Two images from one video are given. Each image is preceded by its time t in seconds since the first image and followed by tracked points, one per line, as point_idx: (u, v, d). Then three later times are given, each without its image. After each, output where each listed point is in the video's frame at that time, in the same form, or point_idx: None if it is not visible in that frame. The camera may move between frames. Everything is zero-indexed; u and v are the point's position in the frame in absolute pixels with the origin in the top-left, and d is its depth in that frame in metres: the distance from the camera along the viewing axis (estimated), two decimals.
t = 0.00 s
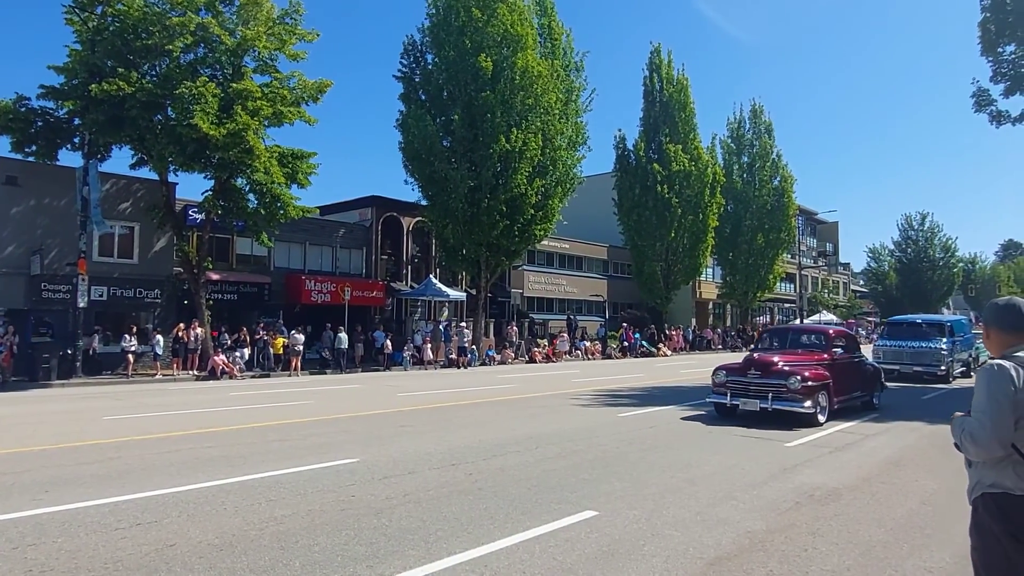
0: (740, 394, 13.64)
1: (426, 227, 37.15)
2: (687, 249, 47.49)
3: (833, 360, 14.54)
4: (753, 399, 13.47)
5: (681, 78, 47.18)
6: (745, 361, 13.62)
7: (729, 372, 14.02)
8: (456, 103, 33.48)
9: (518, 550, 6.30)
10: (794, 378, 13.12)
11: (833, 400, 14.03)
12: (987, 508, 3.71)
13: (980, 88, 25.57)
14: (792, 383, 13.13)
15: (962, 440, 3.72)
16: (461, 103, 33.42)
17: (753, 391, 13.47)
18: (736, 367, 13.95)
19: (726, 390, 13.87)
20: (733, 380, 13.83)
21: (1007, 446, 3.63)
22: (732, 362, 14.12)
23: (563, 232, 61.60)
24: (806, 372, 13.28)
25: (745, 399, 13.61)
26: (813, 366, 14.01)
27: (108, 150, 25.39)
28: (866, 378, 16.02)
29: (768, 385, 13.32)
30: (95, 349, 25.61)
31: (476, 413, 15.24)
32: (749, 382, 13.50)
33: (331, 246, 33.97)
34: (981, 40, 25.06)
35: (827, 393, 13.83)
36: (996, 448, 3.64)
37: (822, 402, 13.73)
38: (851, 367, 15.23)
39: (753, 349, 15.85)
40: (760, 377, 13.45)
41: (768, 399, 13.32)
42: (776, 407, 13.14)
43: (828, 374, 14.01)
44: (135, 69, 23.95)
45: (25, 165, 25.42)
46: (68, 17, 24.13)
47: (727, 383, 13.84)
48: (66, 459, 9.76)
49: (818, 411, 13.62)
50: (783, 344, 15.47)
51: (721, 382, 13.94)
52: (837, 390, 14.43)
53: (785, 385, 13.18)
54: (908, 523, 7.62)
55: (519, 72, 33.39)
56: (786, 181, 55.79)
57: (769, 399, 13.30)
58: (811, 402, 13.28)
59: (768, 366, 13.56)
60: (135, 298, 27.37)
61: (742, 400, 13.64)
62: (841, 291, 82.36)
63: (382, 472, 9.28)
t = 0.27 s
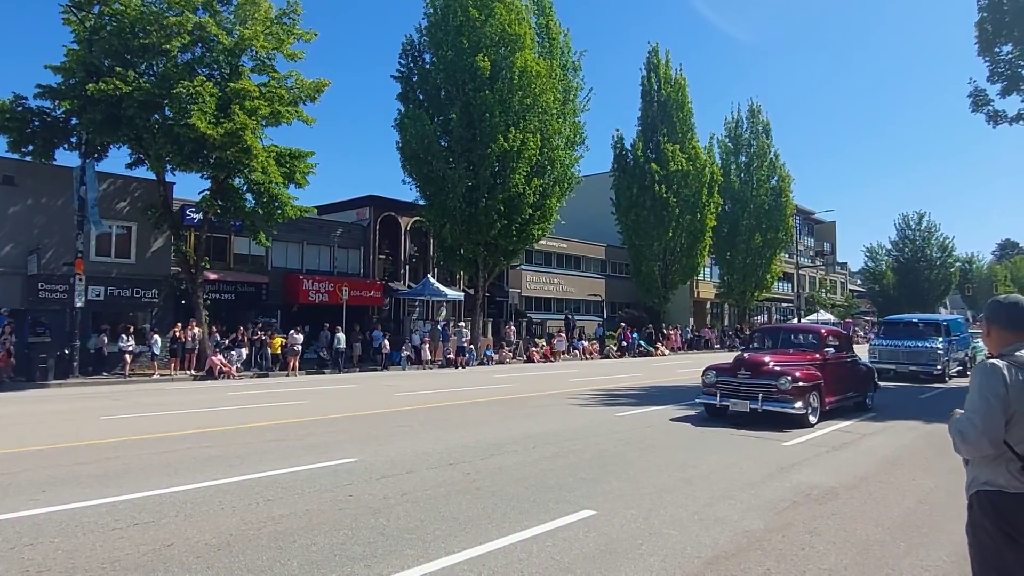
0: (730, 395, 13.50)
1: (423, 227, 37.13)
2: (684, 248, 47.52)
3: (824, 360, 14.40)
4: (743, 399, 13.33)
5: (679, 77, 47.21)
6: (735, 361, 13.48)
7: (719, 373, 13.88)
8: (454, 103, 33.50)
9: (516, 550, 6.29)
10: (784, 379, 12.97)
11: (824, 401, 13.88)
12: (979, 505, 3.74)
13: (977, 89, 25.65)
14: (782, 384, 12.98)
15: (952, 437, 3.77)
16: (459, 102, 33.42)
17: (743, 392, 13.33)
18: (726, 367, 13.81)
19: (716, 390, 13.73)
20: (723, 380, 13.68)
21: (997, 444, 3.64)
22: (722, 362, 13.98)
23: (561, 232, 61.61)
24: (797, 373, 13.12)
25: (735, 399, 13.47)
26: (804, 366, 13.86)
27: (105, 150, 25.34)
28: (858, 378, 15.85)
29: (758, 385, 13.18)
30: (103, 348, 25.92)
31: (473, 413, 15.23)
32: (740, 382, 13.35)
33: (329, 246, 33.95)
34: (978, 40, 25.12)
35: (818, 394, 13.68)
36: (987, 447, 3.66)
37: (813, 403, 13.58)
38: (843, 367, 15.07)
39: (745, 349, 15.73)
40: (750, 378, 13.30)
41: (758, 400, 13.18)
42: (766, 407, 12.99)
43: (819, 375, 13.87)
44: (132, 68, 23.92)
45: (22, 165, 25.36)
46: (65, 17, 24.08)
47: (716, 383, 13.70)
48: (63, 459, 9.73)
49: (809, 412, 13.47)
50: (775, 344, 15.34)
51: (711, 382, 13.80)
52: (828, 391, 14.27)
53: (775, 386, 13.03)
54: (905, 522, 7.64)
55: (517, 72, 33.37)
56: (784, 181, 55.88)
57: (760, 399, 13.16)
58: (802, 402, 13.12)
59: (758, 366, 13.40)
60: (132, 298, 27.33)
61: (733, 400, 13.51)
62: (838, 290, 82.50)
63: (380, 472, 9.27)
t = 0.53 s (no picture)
0: (720, 395, 13.20)
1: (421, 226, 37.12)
2: (683, 248, 47.54)
3: (817, 359, 14.07)
4: (733, 400, 13.04)
5: (677, 77, 47.25)
6: (725, 361, 13.19)
7: (709, 373, 13.60)
8: (452, 103, 33.50)
9: (515, 549, 6.30)
10: (775, 379, 12.66)
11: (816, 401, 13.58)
12: (981, 504, 3.75)
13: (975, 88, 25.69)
14: (773, 384, 12.66)
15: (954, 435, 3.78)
16: (458, 102, 33.42)
17: (732, 393, 13.05)
18: (715, 367, 13.52)
19: (705, 391, 13.45)
20: (713, 380, 13.39)
21: (998, 443, 3.65)
22: (712, 362, 13.68)
23: (559, 231, 61.60)
24: (787, 373, 12.81)
25: (725, 400, 13.18)
26: (796, 365, 13.54)
27: (102, 149, 25.30)
28: (851, 377, 15.54)
29: (748, 385, 12.87)
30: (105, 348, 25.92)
31: (471, 413, 15.21)
32: (729, 382, 13.06)
33: (327, 245, 33.91)
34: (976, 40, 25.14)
35: (810, 394, 13.37)
36: (989, 446, 3.67)
37: (805, 404, 13.27)
38: (836, 367, 14.75)
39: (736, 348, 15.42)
40: (740, 378, 13.00)
41: (748, 400, 12.88)
42: (755, 408, 12.68)
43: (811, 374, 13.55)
44: (130, 68, 23.90)
45: (19, 165, 25.32)
46: (63, 16, 24.05)
47: (706, 384, 13.41)
48: (60, 459, 9.72)
49: (800, 413, 13.15)
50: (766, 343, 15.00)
51: (700, 382, 13.52)
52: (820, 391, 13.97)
53: (766, 386, 12.71)
54: (903, 521, 7.64)
55: (515, 71, 33.36)
56: (782, 180, 55.94)
57: (750, 400, 12.86)
58: (793, 403, 12.80)
59: (749, 366, 13.10)
60: (130, 297, 27.29)
61: (722, 401, 13.22)
62: (836, 289, 82.61)
63: (378, 472, 9.26)
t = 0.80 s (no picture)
0: (709, 396, 13.08)
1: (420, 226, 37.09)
2: (681, 247, 47.56)
3: (809, 359, 13.86)
4: (722, 401, 12.91)
5: (675, 76, 47.27)
6: (714, 361, 13.04)
7: (698, 373, 13.44)
8: (450, 102, 33.49)
9: (514, 549, 6.30)
10: (765, 380, 12.49)
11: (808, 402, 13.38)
12: (989, 504, 3.76)
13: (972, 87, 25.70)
14: (763, 385, 12.51)
15: (964, 434, 3.79)
16: (456, 101, 33.41)
17: (722, 393, 12.90)
18: (705, 367, 13.37)
19: (695, 391, 13.32)
20: (702, 381, 13.25)
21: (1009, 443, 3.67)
22: (702, 362, 13.53)
23: (557, 231, 61.60)
24: (778, 373, 12.66)
25: (714, 401, 13.05)
26: (787, 365, 13.34)
27: (100, 149, 25.26)
28: (844, 377, 15.31)
29: (738, 386, 12.74)
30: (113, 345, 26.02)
31: (470, 412, 15.22)
32: (719, 383, 12.93)
33: (325, 245, 33.88)
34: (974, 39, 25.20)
35: (801, 394, 13.21)
36: (998, 444, 3.69)
37: (796, 404, 13.13)
38: (828, 367, 14.53)
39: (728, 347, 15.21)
40: (729, 378, 12.84)
41: (738, 401, 12.74)
42: (745, 409, 12.55)
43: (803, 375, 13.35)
44: (127, 67, 23.88)
45: (16, 164, 25.27)
46: (60, 16, 24.01)
47: (695, 384, 13.26)
48: (59, 459, 9.71)
49: (791, 413, 13.00)
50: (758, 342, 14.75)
51: (690, 383, 13.37)
52: (813, 391, 13.76)
53: (756, 387, 12.57)
54: (902, 520, 7.66)
55: (513, 71, 33.34)
56: (780, 179, 55.98)
57: (740, 401, 12.72)
58: (784, 404, 12.66)
59: (739, 366, 12.96)
60: (127, 297, 27.26)
61: (712, 402, 13.09)
62: (834, 288, 82.70)
63: (377, 471, 9.25)
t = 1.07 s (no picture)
0: (698, 397, 12.82)
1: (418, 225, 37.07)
2: (679, 246, 47.60)
3: (800, 358, 13.60)
4: (711, 401, 12.66)
5: (673, 75, 47.29)
6: (703, 361, 12.79)
7: (687, 373, 13.19)
8: (448, 102, 33.47)
9: (513, 548, 6.30)
10: (754, 380, 12.23)
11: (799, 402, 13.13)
12: (999, 504, 3.75)
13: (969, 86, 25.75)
14: (752, 385, 12.25)
15: (977, 434, 3.78)
16: (454, 100, 33.41)
17: (710, 394, 12.65)
18: (694, 367, 13.11)
19: (684, 392, 13.05)
20: (691, 381, 13.00)
21: None
22: (691, 362, 13.27)
23: (556, 230, 61.63)
24: (768, 373, 12.39)
25: (703, 401, 12.80)
26: (777, 365, 13.08)
27: (97, 148, 25.21)
28: (836, 376, 15.06)
29: (727, 387, 12.48)
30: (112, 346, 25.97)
31: (469, 412, 15.23)
32: (708, 384, 12.67)
33: (323, 244, 33.85)
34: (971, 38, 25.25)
35: (792, 395, 12.95)
36: (1013, 444, 3.68)
37: (786, 405, 12.87)
38: (820, 367, 14.27)
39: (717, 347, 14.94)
40: (718, 379, 12.59)
41: (727, 402, 12.48)
42: (735, 410, 12.29)
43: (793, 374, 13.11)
44: (125, 67, 23.84)
45: (14, 164, 25.22)
46: (57, 15, 23.96)
47: (684, 385, 13.00)
48: (57, 459, 9.70)
49: (781, 414, 12.74)
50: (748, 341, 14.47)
51: (678, 384, 13.11)
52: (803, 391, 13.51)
53: (745, 387, 12.31)
54: (899, 518, 7.67)
55: (511, 70, 33.32)
56: (778, 178, 56.03)
57: (729, 401, 12.46)
58: (773, 405, 12.39)
59: (728, 366, 12.70)
60: (125, 297, 27.22)
61: (701, 403, 12.83)
62: (832, 288, 82.82)
63: (376, 471, 9.25)
